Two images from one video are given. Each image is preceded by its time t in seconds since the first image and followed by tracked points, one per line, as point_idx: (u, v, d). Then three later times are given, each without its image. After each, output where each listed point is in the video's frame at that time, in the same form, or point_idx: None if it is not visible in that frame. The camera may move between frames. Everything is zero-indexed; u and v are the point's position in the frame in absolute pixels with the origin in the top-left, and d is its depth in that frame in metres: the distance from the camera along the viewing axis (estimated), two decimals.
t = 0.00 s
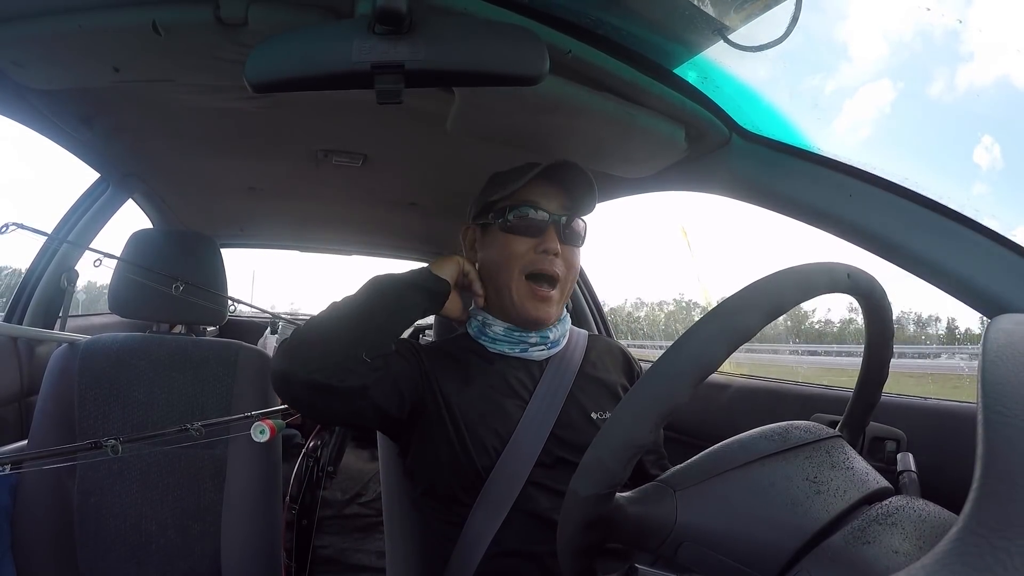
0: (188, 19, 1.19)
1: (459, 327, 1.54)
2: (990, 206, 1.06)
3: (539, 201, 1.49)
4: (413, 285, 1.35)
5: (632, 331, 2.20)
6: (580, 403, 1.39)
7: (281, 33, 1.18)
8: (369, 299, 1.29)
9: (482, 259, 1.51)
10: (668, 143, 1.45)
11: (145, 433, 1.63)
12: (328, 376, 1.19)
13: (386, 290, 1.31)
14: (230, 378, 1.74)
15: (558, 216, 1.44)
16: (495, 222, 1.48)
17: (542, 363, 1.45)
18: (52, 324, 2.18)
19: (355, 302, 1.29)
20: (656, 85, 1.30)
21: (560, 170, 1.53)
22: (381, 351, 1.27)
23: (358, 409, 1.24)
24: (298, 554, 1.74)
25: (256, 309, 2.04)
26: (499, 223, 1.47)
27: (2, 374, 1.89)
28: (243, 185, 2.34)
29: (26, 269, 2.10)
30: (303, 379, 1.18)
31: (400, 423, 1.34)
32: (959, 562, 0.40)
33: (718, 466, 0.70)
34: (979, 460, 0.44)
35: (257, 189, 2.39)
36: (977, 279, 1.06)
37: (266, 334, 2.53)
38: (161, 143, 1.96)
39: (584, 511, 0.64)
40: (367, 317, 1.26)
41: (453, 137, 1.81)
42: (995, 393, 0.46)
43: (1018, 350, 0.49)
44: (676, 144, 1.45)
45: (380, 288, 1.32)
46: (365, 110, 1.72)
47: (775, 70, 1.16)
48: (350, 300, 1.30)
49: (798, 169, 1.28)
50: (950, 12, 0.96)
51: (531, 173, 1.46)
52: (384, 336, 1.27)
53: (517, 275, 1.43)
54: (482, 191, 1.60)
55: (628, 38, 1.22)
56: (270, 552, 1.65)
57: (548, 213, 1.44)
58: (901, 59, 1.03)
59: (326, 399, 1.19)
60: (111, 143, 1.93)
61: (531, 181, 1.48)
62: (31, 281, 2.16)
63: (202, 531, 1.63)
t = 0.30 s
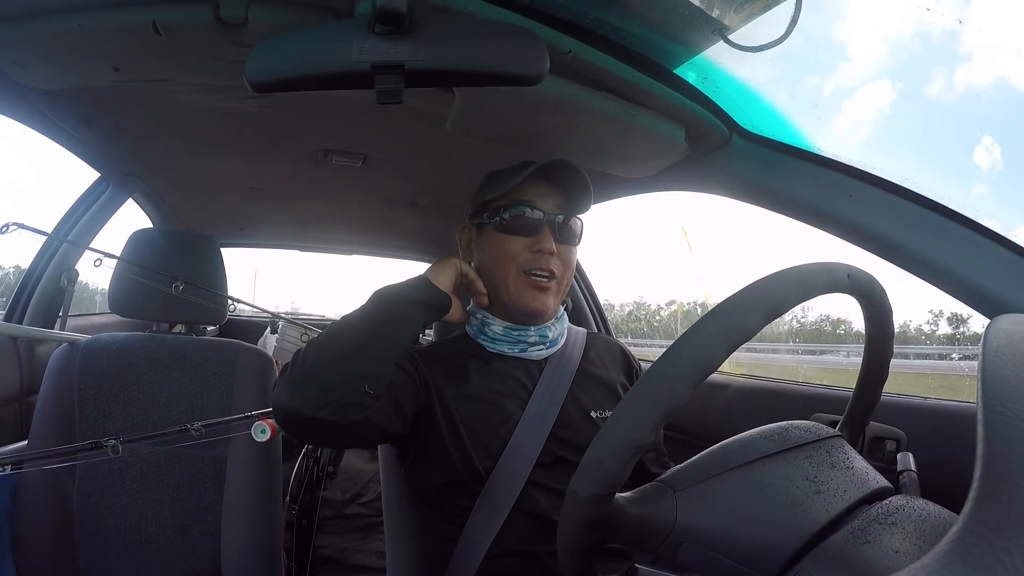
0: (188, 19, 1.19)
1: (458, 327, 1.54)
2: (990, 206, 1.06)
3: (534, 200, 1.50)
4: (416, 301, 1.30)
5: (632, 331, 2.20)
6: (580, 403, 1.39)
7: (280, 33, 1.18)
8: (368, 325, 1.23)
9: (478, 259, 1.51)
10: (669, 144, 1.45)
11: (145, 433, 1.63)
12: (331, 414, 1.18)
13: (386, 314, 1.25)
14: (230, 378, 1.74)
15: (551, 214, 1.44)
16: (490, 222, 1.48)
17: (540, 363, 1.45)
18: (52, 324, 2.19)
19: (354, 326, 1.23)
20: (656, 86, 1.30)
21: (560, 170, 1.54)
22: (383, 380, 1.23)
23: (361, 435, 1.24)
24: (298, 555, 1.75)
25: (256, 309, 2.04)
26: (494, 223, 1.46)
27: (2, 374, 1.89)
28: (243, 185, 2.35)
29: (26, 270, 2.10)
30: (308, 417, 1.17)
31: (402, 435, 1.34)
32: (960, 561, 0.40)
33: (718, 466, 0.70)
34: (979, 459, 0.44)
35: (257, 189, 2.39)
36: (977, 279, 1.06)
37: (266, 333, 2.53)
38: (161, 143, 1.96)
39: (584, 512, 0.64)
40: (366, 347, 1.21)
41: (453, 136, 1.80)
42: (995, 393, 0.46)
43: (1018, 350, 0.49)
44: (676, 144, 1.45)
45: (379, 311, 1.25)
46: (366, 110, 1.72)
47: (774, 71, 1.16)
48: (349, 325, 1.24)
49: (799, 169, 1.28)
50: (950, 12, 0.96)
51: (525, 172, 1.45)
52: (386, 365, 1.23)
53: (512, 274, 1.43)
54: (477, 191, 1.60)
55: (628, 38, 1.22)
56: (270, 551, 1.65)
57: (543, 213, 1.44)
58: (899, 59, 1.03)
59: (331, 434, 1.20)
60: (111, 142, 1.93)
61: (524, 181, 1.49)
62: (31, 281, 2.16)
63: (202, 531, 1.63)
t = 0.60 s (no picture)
0: (187, 18, 1.19)
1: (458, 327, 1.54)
2: (989, 204, 1.06)
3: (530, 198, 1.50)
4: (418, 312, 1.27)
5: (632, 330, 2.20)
6: (580, 402, 1.39)
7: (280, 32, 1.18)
8: (371, 345, 1.20)
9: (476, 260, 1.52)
10: (668, 143, 1.45)
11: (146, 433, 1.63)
12: (338, 434, 1.18)
13: (389, 327, 1.22)
14: (230, 377, 1.74)
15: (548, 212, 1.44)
16: (486, 221, 1.48)
17: (539, 364, 1.45)
18: (52, 324, 2.19)
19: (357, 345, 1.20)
20: (656, 85, 1.30)
21: (558, 168, 1.53)
22: (388, 398, 1.23)
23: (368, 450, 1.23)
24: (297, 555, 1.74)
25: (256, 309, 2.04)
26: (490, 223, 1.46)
27: (2, 374, 1.89)
28: (243, 184, 2.35)
29: (25, 270, 2.10)
30: (315, 434, 1.17)
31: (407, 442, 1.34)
32: (959, 561, 0.40)
33: (718, 465, 0.70)
34: (978, 458, 0.44)
35: (256, 189, 2.39)
36: (977, 278, 1.06)
37: (266, 333, 2.52)
38: (161, 143, 1.96)
39: (584, 511, 0.63)
40: (370, 361, 1.19)
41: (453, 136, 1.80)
42: (995, 392, 0.46)
43: (1018, 350, 0.49)
44: (676, 143, 1.45)
45: (382, 327, 1.22)
46: (365, 110, 1.72)
47: (773, 70, 1.16)
48: (351, 343, 1.21)
49: (799, 168, 1.28)
50: (947, 11, 0.96)
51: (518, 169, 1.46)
52: (390, 378, 1.22)
53: (510, 272, 1.43)
54: (474, 192, 1.60)
55: (628, 37, 1.22)
56: (270, 551, 1.65)
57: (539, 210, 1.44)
58: (897, 58, 1.03)
59: (338, 452, 1.20)
60: (111, 142, 1.93)
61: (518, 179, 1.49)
62: (31, 281, 2.16)
63: (203, 531, 1.63)
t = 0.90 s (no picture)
0: (187, 18, 1.19)
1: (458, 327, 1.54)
2: (989, 204, 1.06)
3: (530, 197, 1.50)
4: (418, 314, 1.28)
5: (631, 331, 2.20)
6: (579, 402, 1.39)
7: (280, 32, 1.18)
8: (374, 343, 1.21)
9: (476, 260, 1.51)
10: (668, 143, 1.45)
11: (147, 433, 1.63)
12: (341, 433, 1.17)
13: (392, 325, 1.24)
14: (230, 378, 1.74)
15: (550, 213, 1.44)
16: (488, 221, 1.48)
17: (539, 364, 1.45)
18: (52, 324, 2.19)
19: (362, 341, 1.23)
20: (657, 86, 1.30)
21: (556, 169, 1.54)
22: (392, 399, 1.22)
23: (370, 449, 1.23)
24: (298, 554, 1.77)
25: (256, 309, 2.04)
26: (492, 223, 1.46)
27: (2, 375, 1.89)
28: (243, 185, 2.34)
29: (25, 270, 2.10)
30: (318, 433, 1.16)
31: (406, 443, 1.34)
32: (959, 561, 0.40)
33: (719, 465, 0.70)
34: (979, 459, 0.44)
35: (257, 189, 2.38)
36: (977, 278, 1.06)
37: (266, 334, 2.51)
38: (161, 143, 1.96)
39: (584, 511, 0.63)
40: (373, 358, 1.20)
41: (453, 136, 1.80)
42: (995, 393, 0.46)
43: (1019, 350, 0.49)
44: (676, 144, 1.45)
45: (386, 325, 1.24)
46: (366, 110, 1.72)
47: (771, 70, 1.16)
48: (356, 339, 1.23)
49: (799, 168, 1.28)
50: (944, 11, 0.96)
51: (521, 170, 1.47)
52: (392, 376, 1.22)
53: (512, 272, 1.43)
54: (473, 192, 1.60)
55: (629, 37, 1.22)
56: (270, 551, 1.65)
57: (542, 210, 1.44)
58: (894, 59, 1.03)
59: (343, 453, 1.19)
60: (111, 142, 1.93)
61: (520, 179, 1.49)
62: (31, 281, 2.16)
63: (202, 531, 1.63)
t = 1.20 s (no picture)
0: (187, 18, 1.19)
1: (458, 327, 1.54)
2: (989, 204, 1.06)
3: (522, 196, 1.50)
4: (418, 315, 1.28)
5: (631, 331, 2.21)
6: (579, 402, 1.39)
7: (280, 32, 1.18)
8: (374, 345, 1.22)
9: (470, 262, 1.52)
10: (668, 143, 1.45)
11: (146, 434, 1.63)
12: (340, 439, 1.16)
13: (392, 328, 1.24)
14: (230, 378, 1.74)
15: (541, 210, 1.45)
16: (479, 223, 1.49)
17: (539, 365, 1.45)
18: (52, 325, 2.19)
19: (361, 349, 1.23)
20: (657, 86, 1.30)
21: (552, 168, 1.54)
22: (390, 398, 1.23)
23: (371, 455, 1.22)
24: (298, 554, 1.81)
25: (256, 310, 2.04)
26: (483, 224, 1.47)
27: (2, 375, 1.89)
28: (243, 185, 2.34)
29: (25, 270, 2.10)
30: (319, 438, 1.16)
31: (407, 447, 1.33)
32: (959, 561, 0.40)
33: (718, 465, 0.70)
34: (979, 459, 0.44)
35: (256, 189, 2.38)
36: (977, 278, 1.06)
37: (266, 334, 2.50)
38: (161, 143, 1.96)
39: (584, 512, 0.63)
40: (373, 361, 1.20)
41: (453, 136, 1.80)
42: (996, 393, 0.46)
43: (1019, 350, 0.49)
44: (676, 144, 1.45)
45: (386, 328, 1.24)
46: (366, 110, 1.72)
47: (770, 72, 1.17)
48: (353, 349, 1.23)
49: (799, 169, 1.28)
50: (942, 13, 0.96)
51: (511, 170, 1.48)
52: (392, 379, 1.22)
53: (506, 270, 1.43)
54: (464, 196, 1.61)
55: (629, 38, 1.22)
56: (270, 551, 1.65)
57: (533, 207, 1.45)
58: (892, 60, 1.03)
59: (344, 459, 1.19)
60: (111, 142, 1.93)
61: (510, 178, 1.50)
62: (30, 281, 2.16)
63: (202, 531, 1.63)
